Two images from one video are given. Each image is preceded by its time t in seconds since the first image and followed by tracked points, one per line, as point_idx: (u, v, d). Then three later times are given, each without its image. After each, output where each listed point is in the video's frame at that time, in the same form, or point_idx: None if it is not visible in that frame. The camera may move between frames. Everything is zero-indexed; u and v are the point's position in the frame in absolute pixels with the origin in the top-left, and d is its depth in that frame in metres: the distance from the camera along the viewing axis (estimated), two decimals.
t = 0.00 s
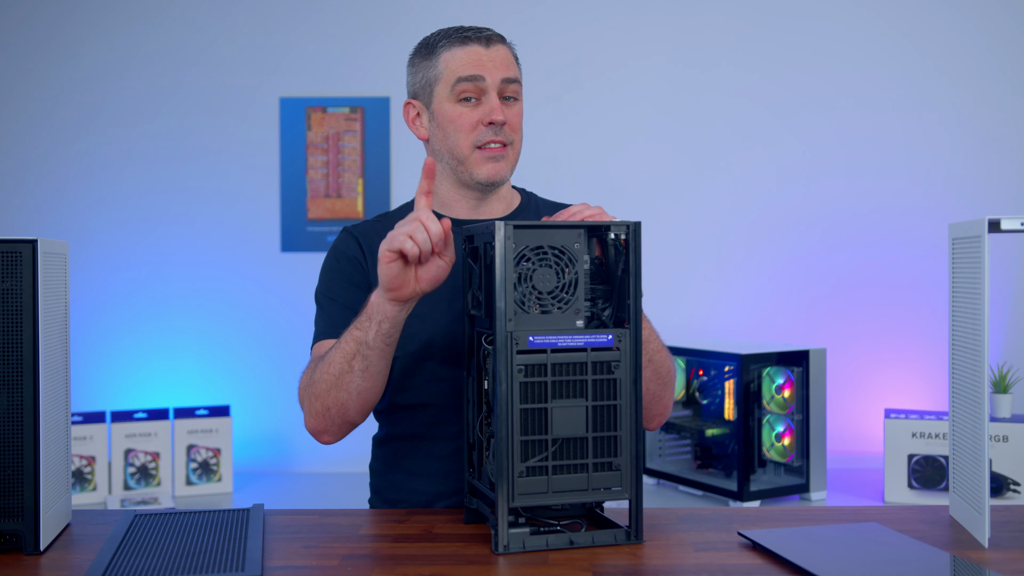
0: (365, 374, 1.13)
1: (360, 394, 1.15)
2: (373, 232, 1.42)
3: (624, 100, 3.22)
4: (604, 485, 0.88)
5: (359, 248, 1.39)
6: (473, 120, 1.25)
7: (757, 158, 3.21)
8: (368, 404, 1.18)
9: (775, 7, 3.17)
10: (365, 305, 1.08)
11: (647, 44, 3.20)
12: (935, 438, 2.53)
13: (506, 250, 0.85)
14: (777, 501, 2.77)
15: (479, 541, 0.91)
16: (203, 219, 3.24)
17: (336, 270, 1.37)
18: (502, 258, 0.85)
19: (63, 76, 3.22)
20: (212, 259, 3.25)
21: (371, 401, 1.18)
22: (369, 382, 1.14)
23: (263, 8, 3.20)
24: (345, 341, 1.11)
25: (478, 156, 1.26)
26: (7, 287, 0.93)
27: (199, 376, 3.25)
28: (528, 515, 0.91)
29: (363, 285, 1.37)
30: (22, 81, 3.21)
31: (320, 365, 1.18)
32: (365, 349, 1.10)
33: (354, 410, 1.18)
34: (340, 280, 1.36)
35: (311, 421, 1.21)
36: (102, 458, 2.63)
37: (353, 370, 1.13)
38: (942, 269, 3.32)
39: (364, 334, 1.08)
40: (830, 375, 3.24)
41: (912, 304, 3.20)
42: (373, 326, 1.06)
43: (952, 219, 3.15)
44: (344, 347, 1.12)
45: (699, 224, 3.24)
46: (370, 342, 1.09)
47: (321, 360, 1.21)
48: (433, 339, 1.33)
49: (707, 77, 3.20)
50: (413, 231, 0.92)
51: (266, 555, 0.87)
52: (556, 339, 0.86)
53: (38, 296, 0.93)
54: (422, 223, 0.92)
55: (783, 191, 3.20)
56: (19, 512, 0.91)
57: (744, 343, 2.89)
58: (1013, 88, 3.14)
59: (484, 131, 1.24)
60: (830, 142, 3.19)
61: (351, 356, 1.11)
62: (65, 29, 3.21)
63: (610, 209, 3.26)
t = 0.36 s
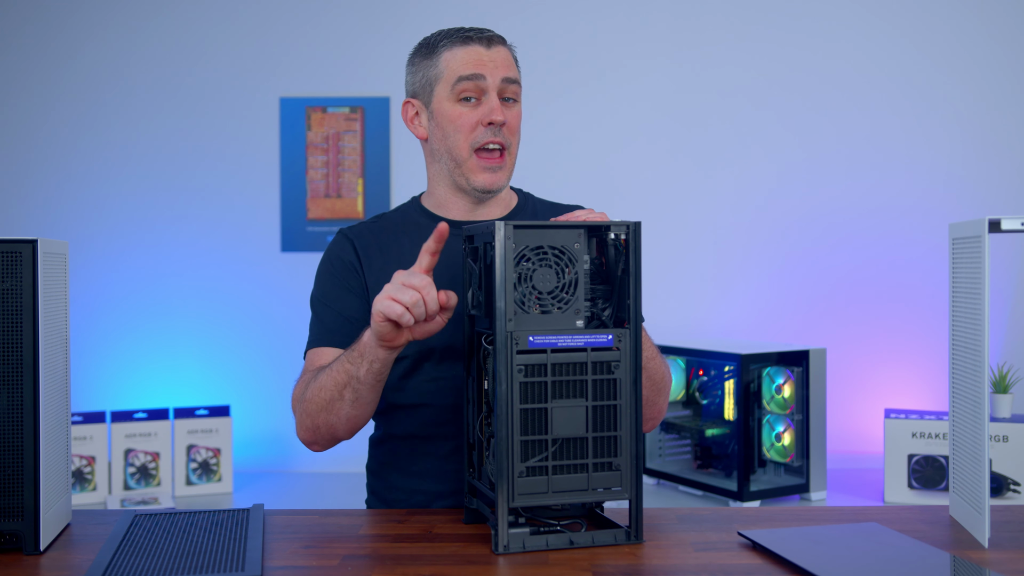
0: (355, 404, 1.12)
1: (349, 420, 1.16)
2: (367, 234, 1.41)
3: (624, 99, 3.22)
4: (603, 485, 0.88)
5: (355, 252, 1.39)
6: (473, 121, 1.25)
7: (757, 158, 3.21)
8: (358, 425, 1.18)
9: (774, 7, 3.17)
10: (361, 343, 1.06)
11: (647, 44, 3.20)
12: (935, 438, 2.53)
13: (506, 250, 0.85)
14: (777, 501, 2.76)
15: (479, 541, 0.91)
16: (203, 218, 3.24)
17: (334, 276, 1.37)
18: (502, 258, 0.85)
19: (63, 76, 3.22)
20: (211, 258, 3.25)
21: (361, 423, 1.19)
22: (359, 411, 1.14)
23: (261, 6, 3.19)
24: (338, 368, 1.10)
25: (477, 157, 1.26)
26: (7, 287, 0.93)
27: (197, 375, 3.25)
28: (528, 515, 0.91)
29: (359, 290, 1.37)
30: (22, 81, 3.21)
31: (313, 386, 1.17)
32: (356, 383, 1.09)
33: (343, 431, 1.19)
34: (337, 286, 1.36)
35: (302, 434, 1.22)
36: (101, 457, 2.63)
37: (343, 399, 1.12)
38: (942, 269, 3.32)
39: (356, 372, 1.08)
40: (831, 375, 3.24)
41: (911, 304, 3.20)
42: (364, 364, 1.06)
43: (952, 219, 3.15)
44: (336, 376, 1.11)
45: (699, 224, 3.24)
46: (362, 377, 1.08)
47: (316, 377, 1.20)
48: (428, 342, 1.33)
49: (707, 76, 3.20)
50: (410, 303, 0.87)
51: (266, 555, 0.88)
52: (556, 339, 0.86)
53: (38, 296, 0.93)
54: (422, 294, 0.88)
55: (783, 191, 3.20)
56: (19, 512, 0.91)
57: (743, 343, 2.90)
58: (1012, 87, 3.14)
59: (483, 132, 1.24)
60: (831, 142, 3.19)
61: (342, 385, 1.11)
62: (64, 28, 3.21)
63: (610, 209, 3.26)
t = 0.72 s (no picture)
0: (354, 380, 1.13)
1: (349, 399, 1.16)
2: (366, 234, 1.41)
3: (624, 98, 3.22)
4: (603, 485, 0.88)
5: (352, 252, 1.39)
6: (472, 126, 1.25)
7: (758, 157, 3.21)
8: (356, 409, 1.18)
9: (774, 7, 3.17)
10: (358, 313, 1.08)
11: (647, 44, 3.20)
12: (935, 438, 2.53)
13: (506, 250, 0.85)
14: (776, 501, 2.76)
15: (479, 541, 0.91)
16: (202, 219, 3.24)
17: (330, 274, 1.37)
18: (502, 258, 0.85)
19: (62, 77, 3.22)
20: (210, 259, 3.25)
21: (360, 406, 1.19)
22: (359, 387, 1.14)
23: (260, 6, 3.19)
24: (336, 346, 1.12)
25: (477, 162, 1.26)
26: (7, 287, 0.93)
27: (197, 376, 3.25)
28: (528, 515, 0.91)
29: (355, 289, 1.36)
30: (22, 82, 3.21)
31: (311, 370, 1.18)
32: (356, 355, 1.10)
33: (343, 416, 1.18)
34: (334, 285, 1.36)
35: (299, 425, 1.22)
36: (102, 457, 2.63)
37: (342, 376, 1.13)
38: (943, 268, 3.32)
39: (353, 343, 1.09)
40: (830, 375, 3.24)
41: (911, 304, 3.20)
42: (362, 333, 1.08)
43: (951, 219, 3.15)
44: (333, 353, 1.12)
45: (699, 224, 3.24)
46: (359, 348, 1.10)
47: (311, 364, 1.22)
48: (426, 341, 1.32)
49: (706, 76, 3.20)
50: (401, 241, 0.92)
51: (266, 554, 0.88)
52: (556, 339, 0.86)
53: (38, 295, 0.93)
54: (411, 232, 0.94)
55: (784, 191, 3.20)
56: (19, 512, 0.91)
57: (743, 343, 2.90)
58: (1012, 87, 3.14)
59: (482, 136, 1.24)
60: (831, 141, 3.19)
61: (340, 362, 1.12)
62: (64, 28, 3.21)
63: (610, 209, 3.26)
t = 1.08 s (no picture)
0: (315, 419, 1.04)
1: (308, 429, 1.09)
2: (356, 239, 1.42)
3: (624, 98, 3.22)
4: (603, 485, 0.88)
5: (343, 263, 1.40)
6: (421, 124, 1.26)
7: (758, 156, 3.21)
8: (313, 434, 1.11)
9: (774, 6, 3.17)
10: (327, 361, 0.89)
11: (646, 43, 3.20)
12: (935, 438, 2.53)
13: (506, 250, 0.85)
14: (777, 501, 2.76)
15: (479, 541, 0.91)
16: (202, 218, 3.24)
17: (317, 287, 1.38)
18: (502, 258, 0.85)
19: (63, 75, 3.21)
20: (209, 259, 3.25)
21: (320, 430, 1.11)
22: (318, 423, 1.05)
23: (259, 5, 3.19)
24: (299, 383, 0.93)
25: (435, 160, 1.27)
26: (7, 287, 0.93)
27: (197, 375, 3.25)
28: (528, 515, 0.91)
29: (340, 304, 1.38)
30: (22, 82, 3.21)
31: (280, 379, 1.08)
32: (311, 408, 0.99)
33: (299, 437, 1.11)
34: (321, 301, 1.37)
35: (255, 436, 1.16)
36: (102, 457, 2.63)
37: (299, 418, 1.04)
38: (942, 268, 3.32)
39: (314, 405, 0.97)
40: (830, 375, 3.24)
41: (912, 304, 3.20)
42: (322, 385, 0.90)
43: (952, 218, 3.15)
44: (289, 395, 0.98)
45: (699, 223, 3.24)
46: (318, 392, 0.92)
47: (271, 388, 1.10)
48: (421, 346, 1.32)
49: (706, 76, 3.20)
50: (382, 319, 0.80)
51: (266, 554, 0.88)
52: (556, 339, 0.86)
53: (38, 295, 0.93)
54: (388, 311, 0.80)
55: (784, 191, 3.20)
56: (19, 512, 0.91)
57: (742, 343, 2.90)
58: (1012, 87, 3.14)
59: (432, 134, 1.25)
60: (831, 141, 3.19)
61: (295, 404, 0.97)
62: (64, 28, 3.21)
63: (610, 208, 3.25)
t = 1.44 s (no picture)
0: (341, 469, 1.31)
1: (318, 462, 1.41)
2: (346, 244, 1.42)
3: (624, 97, 3.22)
4: (603, 485, 0.88)
5: (334, 267, 1.40)
6: (401, 129, 1.26)
7: (758, 156, 3.20)
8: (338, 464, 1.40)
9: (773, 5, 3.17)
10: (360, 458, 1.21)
11: (646, 43, 3.20)
12: (935, 438, 2.53)
13: (506, 250, 0.85)
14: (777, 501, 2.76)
15: (479, 542, 0.91)
16: (203, 219, 3.24)
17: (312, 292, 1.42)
18: (502, 258, 0.85)
19: (63, 75, 3.22)
20: (209, 259, 3.25)
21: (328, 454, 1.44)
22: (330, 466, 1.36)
23: (260, 5, 3.19)
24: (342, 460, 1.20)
25: (414, 165, 1.27)
26: (7, 287, 0.93)
27: (197, 376, 3.25)
28: (528, 515, 0.91)
29: (330, 308, 1.40)
30: (22, 81, 3.21)
31: (312, 426, 1.37)
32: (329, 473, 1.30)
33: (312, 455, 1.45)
34: (316, 308, 1.42)
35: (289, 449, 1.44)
36: (102, 457, 2.64)
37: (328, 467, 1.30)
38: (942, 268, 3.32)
39: (345, 475, 1.21)
40: (831, 375, 3.24)
41: (912, 304, 3.20)
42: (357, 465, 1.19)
43: (952, 218, 3.14)
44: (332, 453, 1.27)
45: (699, 223, 3.24)
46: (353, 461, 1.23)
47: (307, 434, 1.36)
48: (403, 351, 1.33)
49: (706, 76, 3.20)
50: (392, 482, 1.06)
51: (266, 554, 0.88)
52: (556, 339, 0.86)
53: (38, 295, 0.93)
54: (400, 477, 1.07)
55: (784, 190, 3.20)
56: (19, 513, 0.91)
57: (742, 343, 2.90)
58: (1013, 88, 3.14)
59: (410, 139, 1.25)
60: (831, 141, 3.19)
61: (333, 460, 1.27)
62: (65, 28, 3.21)
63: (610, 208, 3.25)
